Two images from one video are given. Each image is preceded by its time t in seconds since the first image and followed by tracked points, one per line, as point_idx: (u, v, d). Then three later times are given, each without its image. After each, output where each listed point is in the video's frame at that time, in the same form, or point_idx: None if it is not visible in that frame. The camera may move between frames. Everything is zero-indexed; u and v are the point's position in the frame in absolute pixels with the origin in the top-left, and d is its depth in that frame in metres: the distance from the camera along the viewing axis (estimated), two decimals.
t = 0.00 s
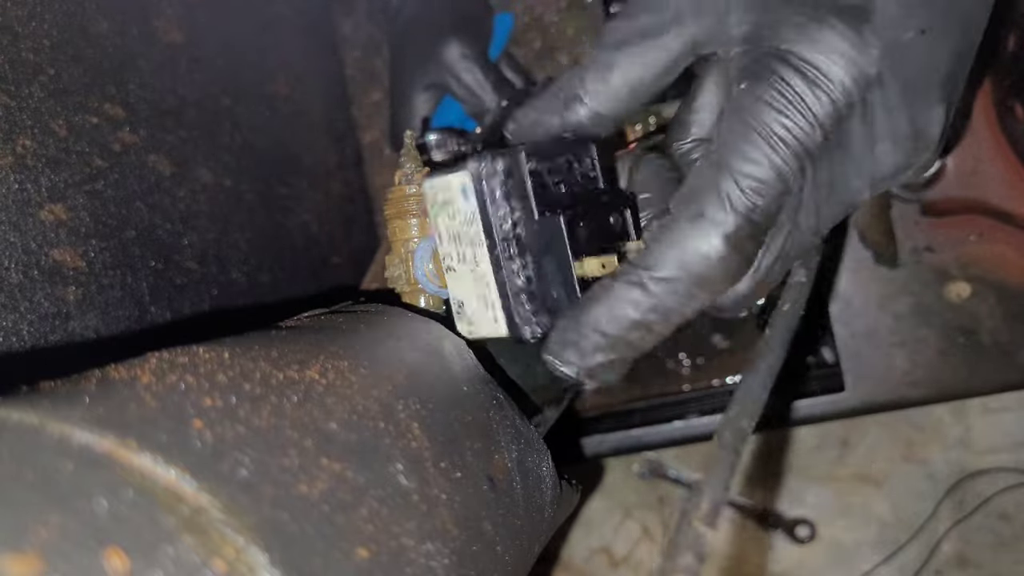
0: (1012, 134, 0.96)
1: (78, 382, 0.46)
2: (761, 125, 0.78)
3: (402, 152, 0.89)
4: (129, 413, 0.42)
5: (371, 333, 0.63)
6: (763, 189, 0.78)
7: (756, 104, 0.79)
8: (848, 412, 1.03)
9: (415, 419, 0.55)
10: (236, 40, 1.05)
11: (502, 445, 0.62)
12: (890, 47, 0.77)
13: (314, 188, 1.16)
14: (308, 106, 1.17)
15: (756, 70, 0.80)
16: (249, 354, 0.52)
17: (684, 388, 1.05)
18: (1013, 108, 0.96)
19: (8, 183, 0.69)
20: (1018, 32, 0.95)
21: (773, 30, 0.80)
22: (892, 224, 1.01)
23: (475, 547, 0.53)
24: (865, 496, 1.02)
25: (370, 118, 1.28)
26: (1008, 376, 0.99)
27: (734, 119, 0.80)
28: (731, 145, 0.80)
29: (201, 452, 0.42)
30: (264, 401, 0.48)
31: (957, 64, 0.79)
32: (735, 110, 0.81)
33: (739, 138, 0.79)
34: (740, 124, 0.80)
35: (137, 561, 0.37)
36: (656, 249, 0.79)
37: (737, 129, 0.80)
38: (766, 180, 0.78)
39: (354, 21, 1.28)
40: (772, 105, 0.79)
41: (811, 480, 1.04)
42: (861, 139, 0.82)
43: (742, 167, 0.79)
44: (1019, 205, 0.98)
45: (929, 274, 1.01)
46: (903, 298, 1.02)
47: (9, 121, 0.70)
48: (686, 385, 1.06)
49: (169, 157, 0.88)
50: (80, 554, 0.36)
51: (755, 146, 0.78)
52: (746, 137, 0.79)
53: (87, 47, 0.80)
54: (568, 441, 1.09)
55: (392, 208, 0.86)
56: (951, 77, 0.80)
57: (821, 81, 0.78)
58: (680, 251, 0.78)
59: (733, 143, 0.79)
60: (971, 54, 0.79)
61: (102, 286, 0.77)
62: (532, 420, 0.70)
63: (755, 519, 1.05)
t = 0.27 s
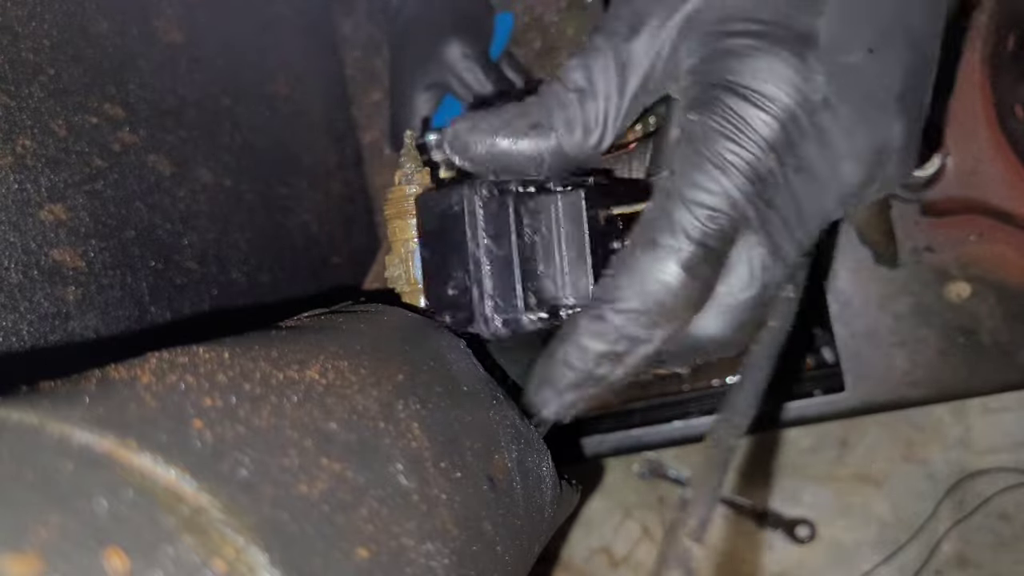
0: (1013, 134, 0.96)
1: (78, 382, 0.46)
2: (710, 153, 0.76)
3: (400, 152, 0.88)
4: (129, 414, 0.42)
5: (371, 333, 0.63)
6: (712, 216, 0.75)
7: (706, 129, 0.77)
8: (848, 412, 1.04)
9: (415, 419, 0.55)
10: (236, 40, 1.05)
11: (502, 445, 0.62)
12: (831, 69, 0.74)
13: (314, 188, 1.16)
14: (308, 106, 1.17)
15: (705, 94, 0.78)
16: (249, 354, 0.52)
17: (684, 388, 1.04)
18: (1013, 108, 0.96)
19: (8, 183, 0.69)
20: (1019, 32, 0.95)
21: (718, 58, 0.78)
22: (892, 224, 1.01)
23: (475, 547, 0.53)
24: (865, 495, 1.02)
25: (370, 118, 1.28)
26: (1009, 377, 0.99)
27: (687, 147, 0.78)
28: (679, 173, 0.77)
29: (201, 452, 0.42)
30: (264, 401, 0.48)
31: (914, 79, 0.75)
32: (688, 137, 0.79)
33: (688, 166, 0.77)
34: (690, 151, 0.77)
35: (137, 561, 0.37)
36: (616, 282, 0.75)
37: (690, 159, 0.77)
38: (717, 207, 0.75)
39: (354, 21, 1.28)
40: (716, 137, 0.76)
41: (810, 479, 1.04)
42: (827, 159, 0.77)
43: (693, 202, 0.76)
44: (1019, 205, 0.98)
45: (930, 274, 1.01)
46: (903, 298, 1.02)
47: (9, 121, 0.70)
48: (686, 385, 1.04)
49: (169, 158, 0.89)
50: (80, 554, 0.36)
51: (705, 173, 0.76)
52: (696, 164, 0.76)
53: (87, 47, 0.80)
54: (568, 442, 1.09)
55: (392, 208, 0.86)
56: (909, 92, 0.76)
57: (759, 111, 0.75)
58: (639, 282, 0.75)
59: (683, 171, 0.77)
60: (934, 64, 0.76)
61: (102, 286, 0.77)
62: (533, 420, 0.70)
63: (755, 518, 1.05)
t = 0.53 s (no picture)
0: (1013, 135, 0.96)
1: (78, 382, 0.46)
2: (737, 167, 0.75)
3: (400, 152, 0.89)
4: (129, 414, 0.42)
5: (371, 333, 0.63)
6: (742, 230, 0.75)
7: (733, 142, 0.75)
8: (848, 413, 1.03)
9: (414, 419, 0.55)
10: (236, 40, 1.05)
11: (502, 445, 0.62)
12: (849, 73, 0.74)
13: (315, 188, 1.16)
14: (308, 106, 1.17)
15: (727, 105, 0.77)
16: (249, 354, 0.52)
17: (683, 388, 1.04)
18: (1014, 108, 0.96)
19: (8, 183, 0.68)
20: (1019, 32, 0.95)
21: (735, 65, 0.78)
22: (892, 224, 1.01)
23: (475, 546, 0.53)
24: (865, 495, 1.03)
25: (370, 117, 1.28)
26: (1008, 378, 0.98)
27: (708, 161, 0.77)
28: (709, 187, 0.75)
29: (201, 453, 0.42)
30: (264, 401, 0.48)
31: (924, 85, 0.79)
32: (710, 152, 0.77)
33: (715, 182, 0.75)
34: (714, 165, 0.76)
35: (138, 561, 0.36)
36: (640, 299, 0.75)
37: (712, 176, 0.76)
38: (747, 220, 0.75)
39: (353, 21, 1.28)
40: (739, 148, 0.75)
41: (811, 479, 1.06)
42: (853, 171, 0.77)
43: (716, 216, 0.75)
44: (1019, 204, 0.97)
45: (930, 274, 1.01)
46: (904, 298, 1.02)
47: (9, 121, 0.69)
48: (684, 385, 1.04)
49: (169, 158, 0.88)
50: (80, 555, 0.36)
51: (735, 186, 0.75)
52: (723, 178, 0.75)
53: (87, 47, 0.80)
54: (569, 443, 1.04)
55: (392, 208, 0.86)
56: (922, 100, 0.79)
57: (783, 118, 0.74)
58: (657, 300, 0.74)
59: (711, 184, 0.75)
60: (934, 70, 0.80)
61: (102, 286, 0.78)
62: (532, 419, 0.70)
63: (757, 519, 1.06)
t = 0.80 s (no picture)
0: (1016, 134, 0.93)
1: (78, 382, 0.46)
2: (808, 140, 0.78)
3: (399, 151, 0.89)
4: (129, 414, 0.42)
5: (371, 333, 0.63)
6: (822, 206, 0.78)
7: (801, 115, 0.79)
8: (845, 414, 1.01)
9: (415, 419, 0.55)
10: (237, 40, 1.05)
11: (502, 445, 0.62)
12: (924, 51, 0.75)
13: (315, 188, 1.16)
14: (308, 106, 1.17)
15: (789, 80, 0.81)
16: (249, 354, 0.52)
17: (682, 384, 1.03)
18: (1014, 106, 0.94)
19: (8, 183, 0.68)
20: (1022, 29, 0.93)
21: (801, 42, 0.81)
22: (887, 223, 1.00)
23: (475, 546, 0.53)
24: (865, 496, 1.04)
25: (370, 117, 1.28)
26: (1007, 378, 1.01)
27: (779, 135, 0.79)
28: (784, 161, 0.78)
29: (201, 453, 0.42)
30: (264, 401, 0.48)
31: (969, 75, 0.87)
32: (778, 125, 0.80)
33: (790, 154, 0.78)
34: (786, 140, 0.78)
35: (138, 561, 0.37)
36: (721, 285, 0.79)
37: (783, 146, 0.79)
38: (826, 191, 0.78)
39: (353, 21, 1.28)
40: (813, 114, 0.79)
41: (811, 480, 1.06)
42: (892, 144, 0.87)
43: (799, 186, 0.77)
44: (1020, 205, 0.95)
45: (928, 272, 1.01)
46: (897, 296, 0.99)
47: (9, 121, 0.69)
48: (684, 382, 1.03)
49: (169, 158, 0.88)
50: (80, 555, 0.36)
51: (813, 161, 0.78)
52: (802, 154, 0.78)
53: (87, 47, 0.80)
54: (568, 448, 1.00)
55: (392, 208, 0.86)
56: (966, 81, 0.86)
57: (857, 84, 0.78)
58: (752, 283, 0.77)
59: (787, 158, 0.78)
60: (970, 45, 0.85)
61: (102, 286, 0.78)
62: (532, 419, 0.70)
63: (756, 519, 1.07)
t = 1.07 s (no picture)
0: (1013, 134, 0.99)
1: (78, 382, 0.46)
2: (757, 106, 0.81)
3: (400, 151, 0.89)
4: (129, 414, 0.42)
5: (371, 333, 0.63)
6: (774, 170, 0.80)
7: (749, 84, 0.81)
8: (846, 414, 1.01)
9: (414, 419, 0.55)
10: (237, 39, 1.05)
11: (502, 445, 0.62)
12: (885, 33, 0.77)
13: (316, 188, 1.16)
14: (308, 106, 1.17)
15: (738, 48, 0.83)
16: (249, 354, 0.52)
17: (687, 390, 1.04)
18: (1013, 107, 0.99)
19: (9, 182, 0.69)
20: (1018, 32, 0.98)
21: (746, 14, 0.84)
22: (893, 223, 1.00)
23: (475, 546, 0.53)
24: (865, 495, 1.04)
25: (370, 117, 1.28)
26: (1006, 375, 1.04)
27: (725, 101, 0.82)
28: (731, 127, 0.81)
29: (201, 453, 0.42)
30: (264, 401, 0.48)
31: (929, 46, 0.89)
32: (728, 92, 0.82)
33: (738, 121, 0.80)
34: (733, 106, 0.81)
35: (138, 561, 0.37)
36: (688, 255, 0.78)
37: (733, 113, 0.81)
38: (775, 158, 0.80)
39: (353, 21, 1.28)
40: (760, 82, 0.81)
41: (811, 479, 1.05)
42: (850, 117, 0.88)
43: (750, 152, 0.80)
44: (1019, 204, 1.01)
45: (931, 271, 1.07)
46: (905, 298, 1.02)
47: (9, 121, 0.69)
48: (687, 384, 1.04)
49: (170, 157, 0.89)
50: (79, 554, 0.36)
51: (760, 127, 0.80)
52: (749, 120, 0.80)
53: (88, 47, 0.80)
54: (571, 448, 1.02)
55: (392, 208, 0.86)
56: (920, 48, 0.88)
57: (801, 50, 0.81)
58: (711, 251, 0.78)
59: (734, 124, 0.80)
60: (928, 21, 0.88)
61: (102, 285, 0.77)
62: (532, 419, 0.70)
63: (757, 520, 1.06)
